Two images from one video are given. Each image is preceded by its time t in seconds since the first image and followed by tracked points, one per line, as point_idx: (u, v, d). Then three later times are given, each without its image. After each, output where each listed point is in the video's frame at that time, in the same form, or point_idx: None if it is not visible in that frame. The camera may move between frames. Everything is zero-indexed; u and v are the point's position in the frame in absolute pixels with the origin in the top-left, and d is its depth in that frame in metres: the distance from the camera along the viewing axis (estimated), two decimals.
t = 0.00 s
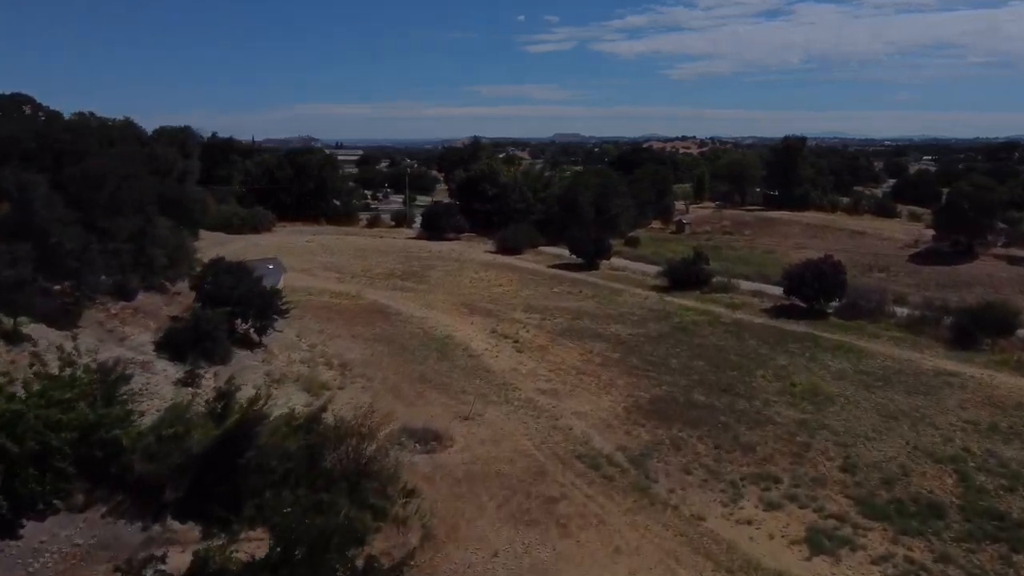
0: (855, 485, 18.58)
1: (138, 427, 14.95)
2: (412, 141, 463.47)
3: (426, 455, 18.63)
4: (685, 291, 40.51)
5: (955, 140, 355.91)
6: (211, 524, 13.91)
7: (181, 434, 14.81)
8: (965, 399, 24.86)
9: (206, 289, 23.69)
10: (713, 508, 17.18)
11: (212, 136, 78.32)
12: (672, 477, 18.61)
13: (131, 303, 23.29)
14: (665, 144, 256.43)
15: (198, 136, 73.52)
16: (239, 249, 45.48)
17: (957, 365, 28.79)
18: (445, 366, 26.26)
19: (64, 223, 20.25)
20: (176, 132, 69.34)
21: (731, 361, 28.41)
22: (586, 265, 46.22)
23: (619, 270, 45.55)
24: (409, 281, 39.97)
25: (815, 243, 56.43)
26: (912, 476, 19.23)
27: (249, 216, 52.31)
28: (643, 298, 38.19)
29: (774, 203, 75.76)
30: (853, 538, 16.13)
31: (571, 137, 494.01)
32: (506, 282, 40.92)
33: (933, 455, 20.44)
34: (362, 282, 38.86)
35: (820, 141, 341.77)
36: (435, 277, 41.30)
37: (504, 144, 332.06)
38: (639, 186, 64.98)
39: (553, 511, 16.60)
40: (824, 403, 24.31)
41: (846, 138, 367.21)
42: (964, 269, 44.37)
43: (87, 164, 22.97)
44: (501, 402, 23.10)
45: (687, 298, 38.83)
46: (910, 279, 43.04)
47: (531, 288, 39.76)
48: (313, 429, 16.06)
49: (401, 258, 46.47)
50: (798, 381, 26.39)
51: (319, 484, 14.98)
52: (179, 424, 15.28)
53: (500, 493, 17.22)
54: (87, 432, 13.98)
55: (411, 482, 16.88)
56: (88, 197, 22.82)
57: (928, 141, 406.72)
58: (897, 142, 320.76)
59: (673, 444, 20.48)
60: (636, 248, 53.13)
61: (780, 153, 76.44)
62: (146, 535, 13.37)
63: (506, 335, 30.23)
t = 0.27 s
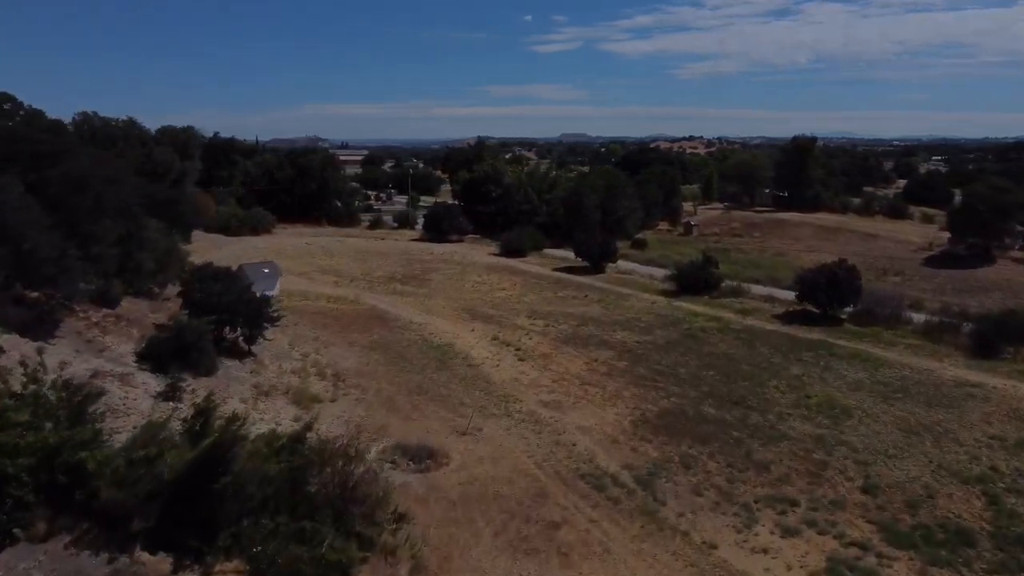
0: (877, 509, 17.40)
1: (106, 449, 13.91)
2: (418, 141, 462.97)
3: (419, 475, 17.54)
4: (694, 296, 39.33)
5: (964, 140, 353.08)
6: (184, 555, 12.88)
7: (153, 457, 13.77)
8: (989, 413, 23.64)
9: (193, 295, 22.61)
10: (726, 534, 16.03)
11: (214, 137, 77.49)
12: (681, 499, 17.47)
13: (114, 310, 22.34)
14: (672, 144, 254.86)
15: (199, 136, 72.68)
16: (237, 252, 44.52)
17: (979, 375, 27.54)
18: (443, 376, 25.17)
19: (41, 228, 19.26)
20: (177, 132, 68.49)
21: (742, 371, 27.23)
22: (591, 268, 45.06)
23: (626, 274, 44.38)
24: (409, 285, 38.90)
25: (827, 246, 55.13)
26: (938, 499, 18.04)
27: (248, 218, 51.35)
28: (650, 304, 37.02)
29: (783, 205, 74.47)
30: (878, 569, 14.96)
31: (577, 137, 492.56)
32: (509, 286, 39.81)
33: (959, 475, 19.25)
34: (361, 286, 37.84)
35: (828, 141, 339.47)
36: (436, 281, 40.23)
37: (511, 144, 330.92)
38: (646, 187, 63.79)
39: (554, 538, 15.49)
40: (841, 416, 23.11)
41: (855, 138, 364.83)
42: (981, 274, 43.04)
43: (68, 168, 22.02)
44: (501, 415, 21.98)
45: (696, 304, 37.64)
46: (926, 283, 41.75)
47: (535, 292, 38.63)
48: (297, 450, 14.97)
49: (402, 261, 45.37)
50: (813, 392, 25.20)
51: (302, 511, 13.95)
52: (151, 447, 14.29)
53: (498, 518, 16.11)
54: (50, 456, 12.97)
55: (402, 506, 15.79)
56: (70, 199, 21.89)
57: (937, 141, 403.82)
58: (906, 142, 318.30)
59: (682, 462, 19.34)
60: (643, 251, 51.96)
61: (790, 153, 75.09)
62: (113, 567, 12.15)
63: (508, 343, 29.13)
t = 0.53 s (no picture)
0: (907, 537, 16.18)
1: (75, 473, 12.92)
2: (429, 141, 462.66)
3: (417, 496, 16.47)
4: (708, 300, 38.09)
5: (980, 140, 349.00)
6: None
7: (125, 479, 12.70)
8: (1022, 429, 22.33)
9: (184, 301, 21.63)
10: (745, 565, 14.87)
11: (221, 137, 76.82)
12: (696, 525, 16.32)
13: (102, 317, 21.44)
14: (685, 144, 252.96)
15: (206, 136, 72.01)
16: (240, 254, 43.66)
17: (1009, 387, 26.21)
18: (446, 386, 24.09)
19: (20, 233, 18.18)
20: (183, 132, 67.83)
21: (759, 382, 26.01)
22: (602, 271, 43.91)
23: (638, 277, 43.18)
24: (414, 289, 37.88)
25: (844, 249, 53.72)
26: (973, 525, 16.79)
27: (252, 219, 50.48)
28: (662, 309, 35.80)
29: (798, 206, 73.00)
30: None
31: (589, 137, 490.78)
32: (517, 290, 38.69)
33: (994, 498, 17.99)
34: (365, 290, 36.84)
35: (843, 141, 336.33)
36: (443, 285, 39.18)
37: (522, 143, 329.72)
38: (658, 187, 62.51)
39: (559, 569, 14.37)
40: (865, 432, 21.87)
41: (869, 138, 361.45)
42: (1006, 278, 41.57)
43: (55, 168, 20.88)
44: (505, 429, 20.87)
45: (710, 309, 36.41)
46: (949, 288, 40.32)
47: (544, 296, 37.53)
48: (282, 471, 13.79)
49: (407, 264, 44.34)
50: (834, 405, 23.96)
51: (285, 540, 12.83)
52: (125, 469, 13.16)
53: (500, 546, 15.01)
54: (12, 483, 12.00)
55: (397, 533, 14.73)
56: (59, 201, 20.89)
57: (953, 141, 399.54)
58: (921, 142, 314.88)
59: (697, 483, 18.17)
60: (655, 253, 50.72)
61: (805, 153, 73.62)
62: None
63: (514, 351, 28.02)
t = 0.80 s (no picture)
0: (946, 570, 14.89)
1: (42, 500, 11.96)
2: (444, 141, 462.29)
3: (415, 521, 15.37)
4: (727, 306, 36.77)
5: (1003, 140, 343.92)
6: None
7: (95, 508, 11.67)
8: None
9: (177, 308, 20.65)
10: None
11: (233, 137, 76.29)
12: (716, 554, 15.12)
13: (91, 326, 20.41)
14: (702, 144, 250.70)
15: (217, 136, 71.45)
16: (247, 256, 42.84)
17: None
18: (452, 398, 22.99)
19: None
20: (194, 133, 67.30)
21: (781, 394, 24.74)
22: (616, 275, 42.67)
23: (654, 281, 41.91)
24: (423, 293, 36.83)
25: (867, 252, 52.13)
26: (1018, 557, 15.46)
27: (261, 220, 49.66)
28: (679, 315, 34.53)
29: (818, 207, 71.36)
30: None
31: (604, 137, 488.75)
32: (529, 295, 37.56)
33: None
34: (372, 294, 35.85)
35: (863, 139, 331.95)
36: (452, 289, 38.11)
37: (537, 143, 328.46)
38: (675, 188, 61.16)
39: None
40: (896, 450, 20.56)
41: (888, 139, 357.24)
42: None
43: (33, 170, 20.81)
44: (512, 445, 19.74)
45: (729, 315, 35.10)
46: (978, 294, 38.73)
47: (556, 301, 36.37)
48: (268, 498, 12.76)
49: (418, 267, 43.32)
50: (862, 420, 22.64)
51: None
52: (96, 497, 12.19)
53: None
54: None
55: (392, 564, 13.63)
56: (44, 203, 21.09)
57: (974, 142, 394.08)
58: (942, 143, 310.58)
59: (717, 507, 16.96)
60: (671, 256, 49.40)
61: (826, 153, 71.93)
62: None
63: (524, 360, 26.87)
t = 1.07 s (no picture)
0: None
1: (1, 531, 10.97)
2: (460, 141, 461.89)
3: (413, 549, 14.30)
4: (746, 312, 35.46)
5: None
6: None
7: (57, 541, 10.68)
8: None
9: (167, 315, 19.64)
10: None
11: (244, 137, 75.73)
12: None
13: (79, 334, 19.51)
14: (719, 143, 248.21)
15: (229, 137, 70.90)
16: (254, 259, 42.02)
17: None
18: (457, 410, 21.92)
19: None
20: (205, 133, 66.75)
21: (805, 408, 23.44)
22: (632, 279, 41.43)
23: (670, 286, 40.62)
24: (432, 297, 35.78)
25: (891, 255, 50.57)
26: None
27: (269, 221, 48.88)
28: (697, 322, 33.27)
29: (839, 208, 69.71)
30: None
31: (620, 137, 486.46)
32: (541, 300, 36.42)
33: None
34: (379, 299, 34.82)
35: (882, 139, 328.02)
36: (462, 293, 37.04)
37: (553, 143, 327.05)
38: (692, 189, 59.77)
39: None
40: (929, 470, 19.26)
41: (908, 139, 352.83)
42: None
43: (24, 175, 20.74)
44: (519, 463, 18.62)
45: (748, 322, 33.79)
46: (1009, 301, 37.19)
47: (569, 306, 35.21)
48: (249, 530, 11.72)
49: (427, 270, 42.29)
50: (892, 437, 21.33)
51: None
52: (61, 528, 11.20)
53: None
54: None
55: None
56: (35, 208, 20.68)
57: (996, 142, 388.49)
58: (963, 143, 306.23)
59: (738, 534, 15.77)
60: (688, 259, 48.13)
61: (847, 153, 70.28)
62: None
63: (534, 369, 25.76)
